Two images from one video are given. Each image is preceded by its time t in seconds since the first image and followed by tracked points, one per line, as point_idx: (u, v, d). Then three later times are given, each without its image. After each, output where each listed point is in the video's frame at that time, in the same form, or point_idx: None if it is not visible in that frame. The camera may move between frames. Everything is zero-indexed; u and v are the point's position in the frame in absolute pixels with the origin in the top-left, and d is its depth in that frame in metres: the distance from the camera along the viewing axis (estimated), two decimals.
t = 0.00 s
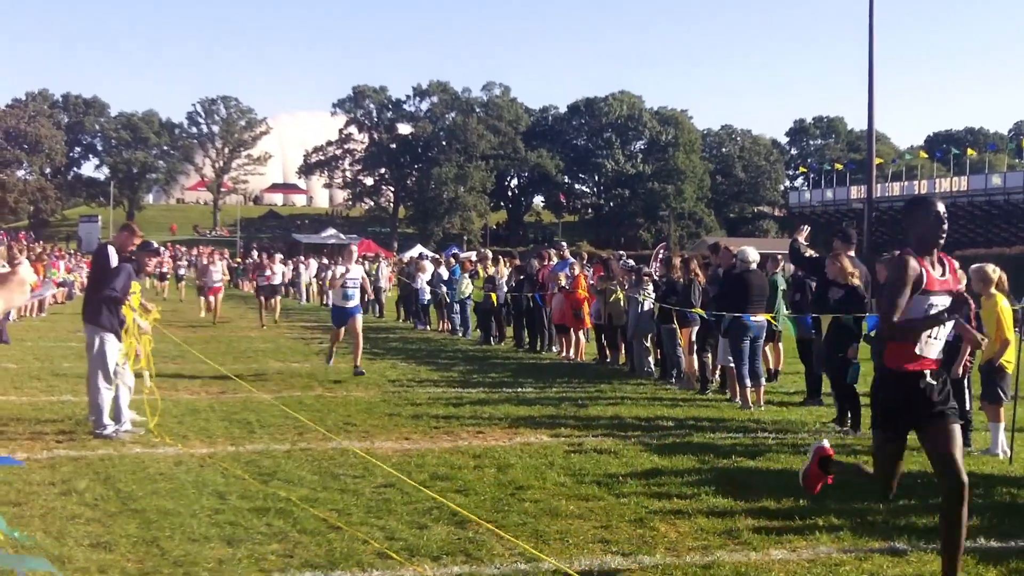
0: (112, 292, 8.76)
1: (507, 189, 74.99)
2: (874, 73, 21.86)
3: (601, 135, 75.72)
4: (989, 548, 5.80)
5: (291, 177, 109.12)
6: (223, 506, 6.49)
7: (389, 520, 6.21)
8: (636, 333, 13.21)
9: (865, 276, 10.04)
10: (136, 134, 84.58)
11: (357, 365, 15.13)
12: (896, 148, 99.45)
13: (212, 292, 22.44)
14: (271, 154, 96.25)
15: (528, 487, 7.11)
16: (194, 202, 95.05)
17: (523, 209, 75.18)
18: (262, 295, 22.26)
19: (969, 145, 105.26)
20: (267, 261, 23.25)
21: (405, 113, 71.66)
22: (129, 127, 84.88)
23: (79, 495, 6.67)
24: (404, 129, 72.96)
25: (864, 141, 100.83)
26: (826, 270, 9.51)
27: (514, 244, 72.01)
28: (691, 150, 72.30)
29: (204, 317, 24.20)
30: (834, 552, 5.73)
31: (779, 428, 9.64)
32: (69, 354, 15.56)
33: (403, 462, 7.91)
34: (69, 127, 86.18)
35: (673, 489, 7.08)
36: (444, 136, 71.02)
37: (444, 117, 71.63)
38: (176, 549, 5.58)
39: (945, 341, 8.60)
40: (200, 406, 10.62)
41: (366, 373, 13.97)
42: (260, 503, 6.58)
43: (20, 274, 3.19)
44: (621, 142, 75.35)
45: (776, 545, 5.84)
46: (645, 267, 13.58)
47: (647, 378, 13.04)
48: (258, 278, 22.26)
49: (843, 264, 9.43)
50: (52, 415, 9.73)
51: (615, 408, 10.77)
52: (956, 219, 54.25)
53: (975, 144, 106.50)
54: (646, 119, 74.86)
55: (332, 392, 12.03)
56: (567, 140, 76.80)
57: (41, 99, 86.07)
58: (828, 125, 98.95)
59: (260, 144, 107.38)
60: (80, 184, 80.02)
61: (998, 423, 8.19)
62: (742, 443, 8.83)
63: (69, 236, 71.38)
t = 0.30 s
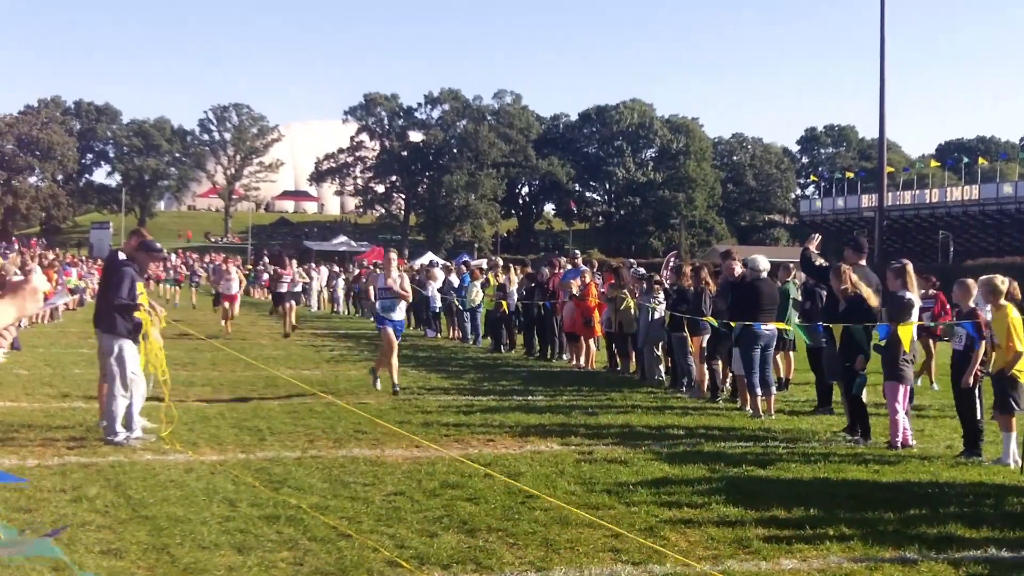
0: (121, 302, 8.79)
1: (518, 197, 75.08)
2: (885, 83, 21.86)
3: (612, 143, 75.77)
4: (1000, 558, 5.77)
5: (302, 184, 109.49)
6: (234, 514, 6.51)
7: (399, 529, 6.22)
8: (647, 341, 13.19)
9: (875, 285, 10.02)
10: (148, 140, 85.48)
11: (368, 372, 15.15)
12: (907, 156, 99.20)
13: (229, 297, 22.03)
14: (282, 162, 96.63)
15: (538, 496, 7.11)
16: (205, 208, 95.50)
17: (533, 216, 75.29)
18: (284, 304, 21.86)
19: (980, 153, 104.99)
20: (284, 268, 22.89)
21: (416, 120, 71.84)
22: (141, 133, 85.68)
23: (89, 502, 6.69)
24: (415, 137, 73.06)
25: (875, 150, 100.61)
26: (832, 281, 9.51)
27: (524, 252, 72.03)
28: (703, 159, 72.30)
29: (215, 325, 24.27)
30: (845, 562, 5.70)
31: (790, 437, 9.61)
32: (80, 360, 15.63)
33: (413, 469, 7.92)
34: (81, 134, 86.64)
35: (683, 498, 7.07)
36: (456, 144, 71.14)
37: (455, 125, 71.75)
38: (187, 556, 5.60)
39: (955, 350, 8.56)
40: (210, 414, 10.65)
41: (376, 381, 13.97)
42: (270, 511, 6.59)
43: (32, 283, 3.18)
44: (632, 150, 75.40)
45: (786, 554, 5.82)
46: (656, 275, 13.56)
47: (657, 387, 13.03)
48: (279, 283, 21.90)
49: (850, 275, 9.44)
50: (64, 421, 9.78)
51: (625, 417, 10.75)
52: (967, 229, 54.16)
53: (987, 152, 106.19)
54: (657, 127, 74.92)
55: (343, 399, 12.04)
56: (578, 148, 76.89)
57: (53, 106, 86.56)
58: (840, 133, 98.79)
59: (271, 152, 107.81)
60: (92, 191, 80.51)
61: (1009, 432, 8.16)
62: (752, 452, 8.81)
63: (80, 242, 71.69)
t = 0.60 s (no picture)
0: (121, 307, 8.84)
1: (522, 202, 75.13)
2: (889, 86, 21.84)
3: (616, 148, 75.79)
4: (1004, 562, 5.77)
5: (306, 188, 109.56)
6: (238, 518, 6.53)
7: (403, 533, 6.22)
8: (651, 346, 13.20)
9: (878, 289, 10.02)
10: (153, 145, 85.82)
11: (372, 377, 15.16)
12: (912, 161, 99.03)
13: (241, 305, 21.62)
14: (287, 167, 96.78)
15: (543, 500, 7.11)
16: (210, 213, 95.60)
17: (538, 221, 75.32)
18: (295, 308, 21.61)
19: (985, 158, 104.82)
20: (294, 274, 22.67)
21: (421, 125, 71.91)
22: (145, 139, 86.11)
23: (94, 507, 6.71)
24: (420, 142, 73.14)
25: (880, 155, 100.45)
26: (834, 287, 9.52)
27: (528, 257, 72.02)
28: (707, 164, 72.32)
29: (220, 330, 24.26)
30: (849, 566, 5.70)
31: (793, 442, 9.61)
32: (84, 365, 15.64)
33: (417, 474, 7.93)
34: (86, 139, 86.79)
35: (686, 503, 7.08)
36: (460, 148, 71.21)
37: (460, 129, 71.77)
38: (191, 560, 5.62)
39: (959, 355, 8.54)
40: (214, 418, 10.67)
41: (380, 386, 13.97)
42: (275, 515, 6.61)
43: (33, 287, 3.20)
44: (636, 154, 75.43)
45: (789, 558, 5.82)
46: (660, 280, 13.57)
47: (661, 392, 13.02)
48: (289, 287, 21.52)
49: (852, 280, 9.45)
50: (68, 426, 9.81)
51: (630, 421, 10.74)
52: (971, 233, 54.04)
53: (992, 157, 106.05)
54: (661, 132, 74.99)
55: (346, 404, 12.04)
56: (583, 153, 76.92)
57: (58, 110, 86.77)
58: (844, 138, 98.69)
59: (275, 157, 107.86)
60: (97, 196, 80.67)
61: (1012, 437, 8.15)
62: (757, 457, 8.81)
63: (84, 246, 71.82)
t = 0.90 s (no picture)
0: (116, 310, 8.83)
1: (520, 204, 75.15)
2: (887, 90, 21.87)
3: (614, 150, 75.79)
4: (998, 564, 5.78)
5: (304, 190, 109.62)
6: (235, 520, 6.52)
7: (400, 535, 6.21)
8: (649, 349, 13.20)
9: (876, 293, 10.03)
10: (150, 147, 85.52)
11: (370, 379, 15.19)
12: (910, 164, 99.11)
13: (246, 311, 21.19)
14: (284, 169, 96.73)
15: (540, 502, 7.11)
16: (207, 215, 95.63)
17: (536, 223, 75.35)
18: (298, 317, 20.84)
19: (982, 161, 105.03)
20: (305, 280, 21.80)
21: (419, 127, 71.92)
22: (142, 140, 86.22)
23: (91, 509, 6.70)
24: (418, 144, 73.20)
25: (878, 157, 100.55)
26: (832, 290, 9.52)
27: (526, 259, 72.06)
28: (705, 166, 72.42)
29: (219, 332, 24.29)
30: (845, 568, 5.70)
31: (791, 444, 9.61)
32: (82, 367, 15.63)
33: (414, 476, 7.93)
34: (83, 140, 86.42)
35: (683, 505, 7.08)
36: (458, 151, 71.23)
37: (458, 132, 71.87)
38: (188, 563, 5.60)
39: (955, 357, 8.53)
40: (212, 421, 10.67)
41: (379, 387, 14.02)
42: (272, 517, 6.60)
43: (26, 288, 3.20)
44: (635, 156, 75.43)
45: (787, 561, 5.82)
46: (658, 282, 13.59)
47: (660, 394, 13.02)
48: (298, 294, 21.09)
49: (850, 283, 9.45)
50: (66, 429, 9.80)
51: (627, 424, 10.76)
52: (969, 236, 54.10)
53: (989, 160, 106.19)
54: (660, 134, 75.04)
55: (344, 406, 12.07)
56: (581, 155, 76.93)
57: (56, 112, 86.74)
58: (842, 141, 98.79)
59: (273, 160, 107.92)
60: (94, 198, 80.63)
61: (1009, 439, 8.14)
62: (754, 459, 8.81)
63: (81, 248, 71.81)
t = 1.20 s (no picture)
0: (111, 311, 8.81)
1: (518, 205, 75.17)
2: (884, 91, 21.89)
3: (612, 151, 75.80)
4: (995, 566, 5.78)
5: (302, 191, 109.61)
6: (232, 521, 6.51)
7: (397, 536, 6.21)
8: (646, 349, 13.22)
9: (873, 293, 10.04)
10: (147, 147, 85.32)
11: (368, 379, 15.20)
12: (907, 165, 99.24)
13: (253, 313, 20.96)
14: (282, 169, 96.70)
15: (537, 503, 7.11)
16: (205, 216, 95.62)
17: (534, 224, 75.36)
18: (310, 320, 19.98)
19: (980, 162, 105.23)
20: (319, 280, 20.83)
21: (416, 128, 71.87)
22: (140, 140, 85.92)
23: (87, 509, 6.70)
24: (415, 144, 73.18)
25: (875, 158, 100.69)
26: (829, 290, 9.54)
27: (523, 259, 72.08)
28: (703, 167, 72.49)
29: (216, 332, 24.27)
30: (841, 569, 5.72)
31: (788, 445, 9.62)
32: (78, 367, 15.60)
33: (412, 477, 7.92)
34: (81, 141, 85.99)
35: (681, 506, 7.08)
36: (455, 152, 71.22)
37: (456, 132, 71.92)
38: (185, 563, 5.60)
39: (952, 358, 8.52)
40: (208, 421, 10.66)
41: (376, 388, 14.04)
42: (269, 518, 6.60)
43: (21, 287, 3.20)
44: (632, 157, 75.47)
45: (783, 562, 5.83)
46: (655, 283, 13.60)
47: (656, 394, 13.03)
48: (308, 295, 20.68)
49: (848, 284, 9.47)
50: (62, 429, 9.79)
51: (624, 424, 10.76)
52: (966, 237, 54.24)
53: (986, 161, 106.36)
54: (657, 135, 75.06)
55: (342, 406, 12.09)
56: (579, 156, 76.91)
57: (53, 113, 86.62)
58: (840, 142, 98.93)
59: (271, 160, 107.93)
60: (91, 198, 80.50)
61: (1005, 440, 8.13)
62: (751, 460, 8.82)
63: (79, 249, 71.71)
